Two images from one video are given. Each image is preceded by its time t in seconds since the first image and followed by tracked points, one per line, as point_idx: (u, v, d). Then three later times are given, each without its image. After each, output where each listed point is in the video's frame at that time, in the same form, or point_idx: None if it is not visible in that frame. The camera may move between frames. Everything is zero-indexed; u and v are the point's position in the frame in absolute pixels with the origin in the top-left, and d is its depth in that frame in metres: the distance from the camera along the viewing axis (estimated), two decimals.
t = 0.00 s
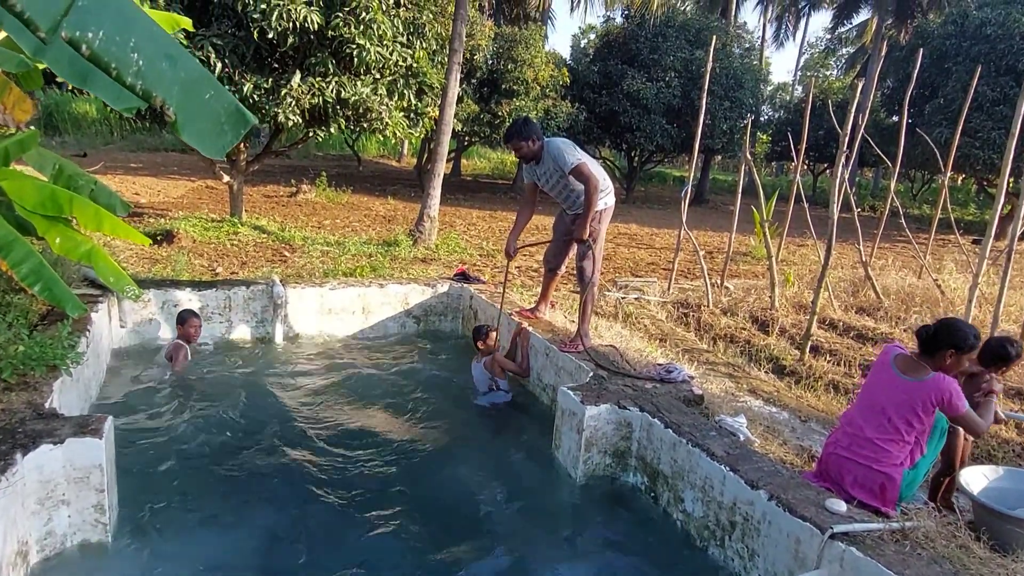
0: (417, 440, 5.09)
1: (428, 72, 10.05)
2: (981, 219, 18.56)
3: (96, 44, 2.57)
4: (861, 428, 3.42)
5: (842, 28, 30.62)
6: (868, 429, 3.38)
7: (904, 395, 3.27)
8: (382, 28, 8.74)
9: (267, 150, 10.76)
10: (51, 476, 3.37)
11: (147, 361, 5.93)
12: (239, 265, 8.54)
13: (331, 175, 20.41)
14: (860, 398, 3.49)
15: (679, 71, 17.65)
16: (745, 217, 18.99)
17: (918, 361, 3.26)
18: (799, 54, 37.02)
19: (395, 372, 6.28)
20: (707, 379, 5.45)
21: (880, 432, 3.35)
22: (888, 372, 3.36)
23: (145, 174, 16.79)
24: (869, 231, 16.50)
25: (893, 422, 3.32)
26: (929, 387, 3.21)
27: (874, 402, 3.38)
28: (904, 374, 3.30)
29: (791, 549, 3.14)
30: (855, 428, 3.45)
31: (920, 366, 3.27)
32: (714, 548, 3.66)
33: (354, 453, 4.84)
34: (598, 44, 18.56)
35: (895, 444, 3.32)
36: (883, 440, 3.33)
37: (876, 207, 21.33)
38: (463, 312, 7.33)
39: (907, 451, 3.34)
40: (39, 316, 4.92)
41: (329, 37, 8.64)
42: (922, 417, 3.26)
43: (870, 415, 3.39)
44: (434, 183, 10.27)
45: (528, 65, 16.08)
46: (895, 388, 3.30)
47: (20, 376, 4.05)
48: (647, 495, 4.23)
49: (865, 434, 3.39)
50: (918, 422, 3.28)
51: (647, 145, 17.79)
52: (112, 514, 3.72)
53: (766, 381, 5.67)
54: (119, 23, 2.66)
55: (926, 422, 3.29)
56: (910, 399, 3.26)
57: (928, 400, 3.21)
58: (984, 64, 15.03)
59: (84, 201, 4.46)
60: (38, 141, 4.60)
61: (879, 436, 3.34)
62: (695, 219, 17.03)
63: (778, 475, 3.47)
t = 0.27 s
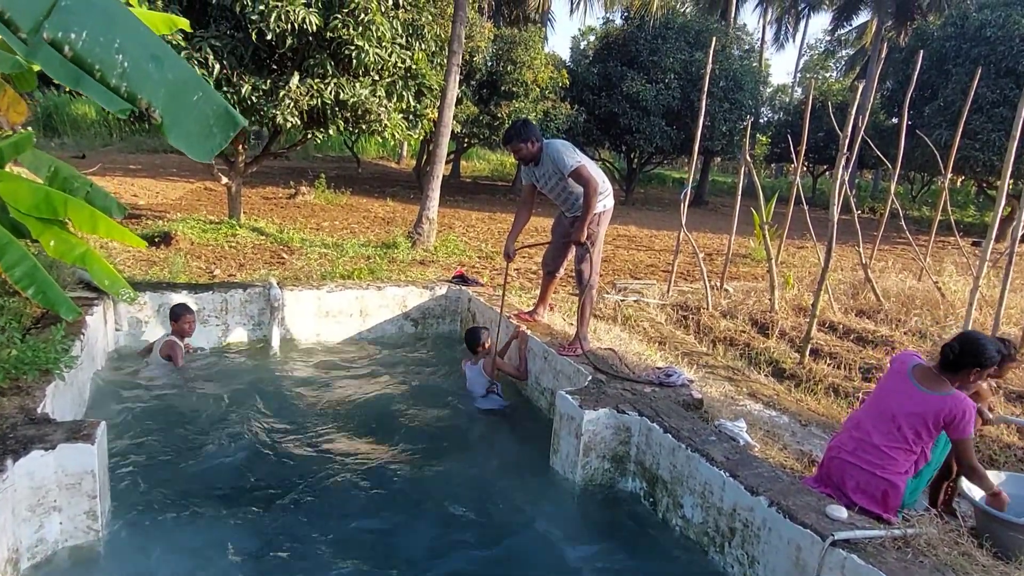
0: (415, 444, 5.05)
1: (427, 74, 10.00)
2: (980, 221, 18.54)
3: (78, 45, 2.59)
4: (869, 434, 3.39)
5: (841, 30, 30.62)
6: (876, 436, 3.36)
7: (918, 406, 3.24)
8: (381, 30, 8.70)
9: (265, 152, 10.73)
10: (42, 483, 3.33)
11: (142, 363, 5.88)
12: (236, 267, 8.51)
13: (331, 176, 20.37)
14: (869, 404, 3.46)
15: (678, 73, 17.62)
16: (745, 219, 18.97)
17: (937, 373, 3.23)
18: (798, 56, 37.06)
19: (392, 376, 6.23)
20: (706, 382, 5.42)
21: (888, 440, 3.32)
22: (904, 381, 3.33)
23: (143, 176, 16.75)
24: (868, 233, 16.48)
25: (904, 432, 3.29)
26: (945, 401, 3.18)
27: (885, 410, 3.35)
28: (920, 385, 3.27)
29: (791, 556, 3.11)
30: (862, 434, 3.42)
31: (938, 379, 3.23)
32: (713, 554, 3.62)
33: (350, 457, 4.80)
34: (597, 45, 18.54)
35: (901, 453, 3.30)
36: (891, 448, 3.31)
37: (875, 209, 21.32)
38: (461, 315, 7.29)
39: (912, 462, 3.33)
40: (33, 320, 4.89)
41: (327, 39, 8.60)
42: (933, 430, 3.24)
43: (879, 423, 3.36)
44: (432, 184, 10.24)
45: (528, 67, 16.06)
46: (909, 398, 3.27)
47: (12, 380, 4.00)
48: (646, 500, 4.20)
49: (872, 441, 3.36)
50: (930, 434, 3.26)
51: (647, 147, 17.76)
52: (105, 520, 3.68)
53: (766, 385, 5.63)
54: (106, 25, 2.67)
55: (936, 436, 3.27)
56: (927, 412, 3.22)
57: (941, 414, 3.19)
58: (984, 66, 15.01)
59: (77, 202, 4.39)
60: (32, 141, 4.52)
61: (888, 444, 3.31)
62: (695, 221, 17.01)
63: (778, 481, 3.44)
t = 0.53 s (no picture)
0: (414, 445, 5.03)
1: (426, 74, 9.97)
2: (981, 221, 18.53)
3: (67, 46, 2.51)
4: (879, 437, 3.37)
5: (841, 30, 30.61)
6: (887, 439, 3.34)
7: (931, 410, 3.23)
8: (380, 30, 8.67)
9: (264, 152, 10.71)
10: (38, 486, 3.30)
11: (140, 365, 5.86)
12: (236, 268, 8.49)
13: (330, 177, 20.34)
14: (880, 408, 3.44)
15: (678, 73, 17.60)
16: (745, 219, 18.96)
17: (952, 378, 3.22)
18: (797, 56, 37.07)
19: (391, 377, 6.21)
20: (706, 384, 5.40)
21: (898, 443, 3.30)
22: (917, 385, 3.32)
23: (142, 177, 16.73)
24: (868, 233, 16.46)
25: (915, 436, 3.27)
26: (959, 406, 3.17)
27: (897, 413, 3.33)
28: (934, 389, 3.25)
29: (792, 560, 3.09)
30: (872, 437, 3.39)
31: (953, 383, 3.22)
32: (714, 557, 3.60)
33: (349, 459, 4.78)
34: (597, 45, 18.51)
35: (911, 457, 3.28)
36: (902, 452, 3.29)
37: (875, 209, 21.31)
38: (460, 316, 7.28)
39: (922, 467, 3.31)
40: (30, 322, 4.86)
41: (326, 39, 8.58)
42: (945, 435, 3.23)
43: (890, 426, 3.35)
44: (432, 185, 10.22)
45: (527, 67, 16.04)
46: (922, 402, 3.26)
47: (9, 382, 3.98)
48: (646, 503, 4.18)
49: (882, 444, 3.34)
50: (942, 440, 3.24)
51: (647, 147, 17.75)
52: (102, 523, 3.66)
53: (766, 386, 5.61)
54: (95, 25, 2.61)
55: (946, 441, 3.26)
56: (940, 416, 3.21)
57: (954, 419, 3.18)
58: (984, 66, 14.99)
59: (75, 203, 4.36)
60: (29, 142, 4.50)
61: (898, 448, 3.29)
62: (694, 221, 16.99)
63: (778, 483, 3.42)
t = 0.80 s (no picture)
0: (413, 448, 5.00)
1: (424, 74, 9.94)
2: (980, 219, 18.52)
3: (54, 51, 2.48)
4: (883, 441, 3.36)
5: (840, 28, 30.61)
6: (891, 443, 3.33)
7: (935, 414, 3.24)
8: (377, 30, 8.64)
9: (262, 153, 10.67)
10: (32, 492, 3.27)
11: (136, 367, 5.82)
12: (233, 269, 8.46)
13: (329, 177, 20.32)
14: (883, 411, 3.42)
15: (676, 72, 17.58)
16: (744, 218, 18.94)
17: (955, 380, 3.22)
18: (796, 55, 37.09)
19: (389, 379, 6.18)
20: (705, 385, 5.38)
21: (903, 447, 3.30)
22: (921, 387, 3.31)
23: (140, 177, 16.70)
24: (867, 232, 16.46)
25: (920, 440, 3.27)
26: (964, 409, 3.18)
27: (901, 417, 3.33)
28: (938, 392, 3.26)
29: (792, 564, 3.06)
30: (875, 441, 3.38)
31: (956, 386, 3.22)
32: (714, 561, 3.57)
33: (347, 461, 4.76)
34: (595, 45, 18.48)
35: (916, 461, 3.28)
36: (906, 456, 3.28)
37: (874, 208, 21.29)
38: (458, 317, 7.26)
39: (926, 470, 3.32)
40: (25, 326, 4.83)
41: (324, 39, 8.55)
42: (949, 438, 3.24)
43: (894, 430, 3.34)
44: (430, 185, 10.18)
45: (525, 67, 16.01)
46: (927, 406, 3.26)
47: (3, 386, 3.95)
48: (645, 506, 4.15)
49: (886, 448, 3.33)
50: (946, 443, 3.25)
51: (645, 146, 17.72)
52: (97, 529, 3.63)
53: (766, 387, 5.58)
54: (84, 29, 2.57)
55: (950, 444, 3.27)
56: (945, 419, 3.22)
57: (959, 421, 3.20)
58: (983, 64, 14.97)
59: (71, 206, 4.33)
60: (24, 146, 4.48)
61: (903, 452, 3.29)
62: (694, 220, 16.99)
63: (778, 487, 3.40)
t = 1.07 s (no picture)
0: (412, 452, 5.00)
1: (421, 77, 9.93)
2: (977, 219, 18.56)
3: (50, 66, 2.46)
4: (883, 445, 3.37)
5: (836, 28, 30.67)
6: (892, 447, 3.33)
7: (936, 417, 3.25)
8: (374, 33, 8.64)
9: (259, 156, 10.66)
10: (31, 500, 3.27)
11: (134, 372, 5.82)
12: (231, 273, 8.45)
13: (326, 179, 20.31)
14: (883, 415, 3.42)
15: (674, 73, 17.60)
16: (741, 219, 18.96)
17: (956, 383, 3.23)
18: (792, 55, 37.16)
19: (388, 383, 6.18)
20: (704, 388, 5.38)
21: (904, 451, 3.31)
22: (921, 391, 3.31)
23: (138, 180, 16.69)
24: (865, 233, 16.49)
25: (921, 444, 3.28)
26: (965, 411, 3.20)
27: (901, 421, 3.33)
28: (938, 394, 3.26)
29: (791, 569, 3.07)
30: (876, 445, 3.38)
31: (956, 388, 3.24)
32: (712, 565, 3.58)
33: (346, 465, 4.76)
34: (592, 46, 18.49)
35: (917, 465, 3.29)
36: (907, 460, 3.29)
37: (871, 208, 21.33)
38: (456, 320, 7.26)
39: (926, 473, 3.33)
40: (23, 332, 4.83)
41: (321, 42, 8.54)
42: (949, 440, 3.26)
43: (895, 434, 3.34)
44: (428, 187, 10.18)
45: (523, 68, 16.01)
46: (928, 409, 3.26)
47: (2, 394, 3.95)
48: (643, 510, 4.16)
49: (887, 452, 3.33)
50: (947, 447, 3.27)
51: (643, 147, 17.74)
52: (96, 535, 3.62)
53: (765, 390, 5.59)
54: (79, 42, 2.55)
55: (950, 446, 3.29)
56: (945, 423, 3.23)
57: (959, 423, 3.22)
58: (979, 64, 15.00)
59: (69, 212, 4.33)
60: (21, 153, 4.48)
61: (904, 456, 3.30)
62: (691, 221, 17.01)
63: (776, 491, 3.40)
